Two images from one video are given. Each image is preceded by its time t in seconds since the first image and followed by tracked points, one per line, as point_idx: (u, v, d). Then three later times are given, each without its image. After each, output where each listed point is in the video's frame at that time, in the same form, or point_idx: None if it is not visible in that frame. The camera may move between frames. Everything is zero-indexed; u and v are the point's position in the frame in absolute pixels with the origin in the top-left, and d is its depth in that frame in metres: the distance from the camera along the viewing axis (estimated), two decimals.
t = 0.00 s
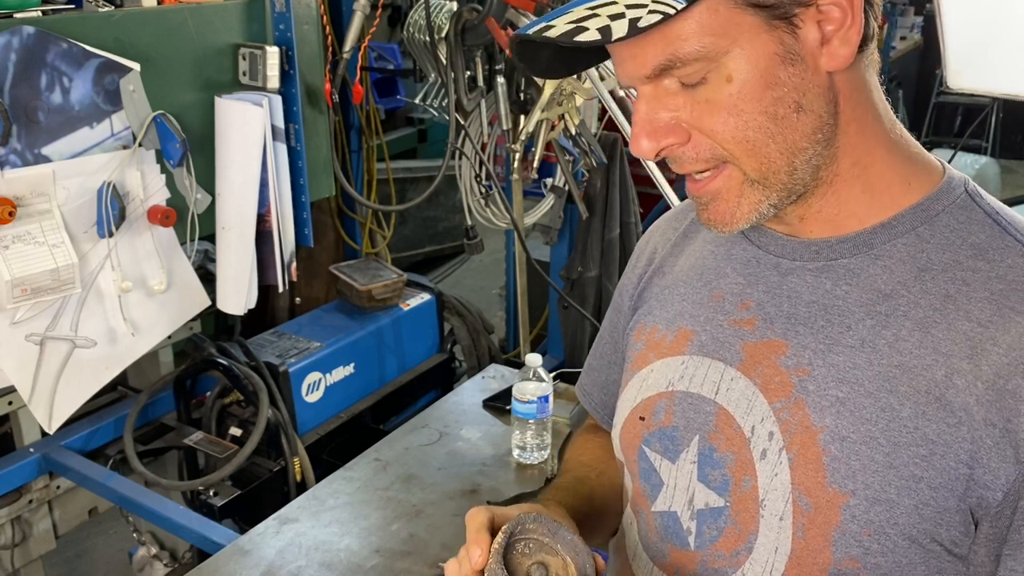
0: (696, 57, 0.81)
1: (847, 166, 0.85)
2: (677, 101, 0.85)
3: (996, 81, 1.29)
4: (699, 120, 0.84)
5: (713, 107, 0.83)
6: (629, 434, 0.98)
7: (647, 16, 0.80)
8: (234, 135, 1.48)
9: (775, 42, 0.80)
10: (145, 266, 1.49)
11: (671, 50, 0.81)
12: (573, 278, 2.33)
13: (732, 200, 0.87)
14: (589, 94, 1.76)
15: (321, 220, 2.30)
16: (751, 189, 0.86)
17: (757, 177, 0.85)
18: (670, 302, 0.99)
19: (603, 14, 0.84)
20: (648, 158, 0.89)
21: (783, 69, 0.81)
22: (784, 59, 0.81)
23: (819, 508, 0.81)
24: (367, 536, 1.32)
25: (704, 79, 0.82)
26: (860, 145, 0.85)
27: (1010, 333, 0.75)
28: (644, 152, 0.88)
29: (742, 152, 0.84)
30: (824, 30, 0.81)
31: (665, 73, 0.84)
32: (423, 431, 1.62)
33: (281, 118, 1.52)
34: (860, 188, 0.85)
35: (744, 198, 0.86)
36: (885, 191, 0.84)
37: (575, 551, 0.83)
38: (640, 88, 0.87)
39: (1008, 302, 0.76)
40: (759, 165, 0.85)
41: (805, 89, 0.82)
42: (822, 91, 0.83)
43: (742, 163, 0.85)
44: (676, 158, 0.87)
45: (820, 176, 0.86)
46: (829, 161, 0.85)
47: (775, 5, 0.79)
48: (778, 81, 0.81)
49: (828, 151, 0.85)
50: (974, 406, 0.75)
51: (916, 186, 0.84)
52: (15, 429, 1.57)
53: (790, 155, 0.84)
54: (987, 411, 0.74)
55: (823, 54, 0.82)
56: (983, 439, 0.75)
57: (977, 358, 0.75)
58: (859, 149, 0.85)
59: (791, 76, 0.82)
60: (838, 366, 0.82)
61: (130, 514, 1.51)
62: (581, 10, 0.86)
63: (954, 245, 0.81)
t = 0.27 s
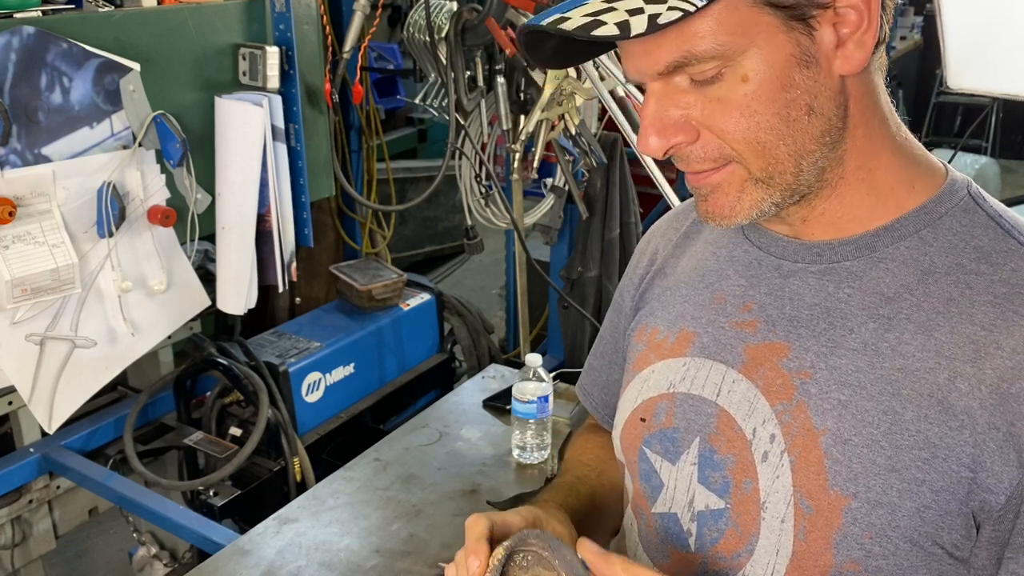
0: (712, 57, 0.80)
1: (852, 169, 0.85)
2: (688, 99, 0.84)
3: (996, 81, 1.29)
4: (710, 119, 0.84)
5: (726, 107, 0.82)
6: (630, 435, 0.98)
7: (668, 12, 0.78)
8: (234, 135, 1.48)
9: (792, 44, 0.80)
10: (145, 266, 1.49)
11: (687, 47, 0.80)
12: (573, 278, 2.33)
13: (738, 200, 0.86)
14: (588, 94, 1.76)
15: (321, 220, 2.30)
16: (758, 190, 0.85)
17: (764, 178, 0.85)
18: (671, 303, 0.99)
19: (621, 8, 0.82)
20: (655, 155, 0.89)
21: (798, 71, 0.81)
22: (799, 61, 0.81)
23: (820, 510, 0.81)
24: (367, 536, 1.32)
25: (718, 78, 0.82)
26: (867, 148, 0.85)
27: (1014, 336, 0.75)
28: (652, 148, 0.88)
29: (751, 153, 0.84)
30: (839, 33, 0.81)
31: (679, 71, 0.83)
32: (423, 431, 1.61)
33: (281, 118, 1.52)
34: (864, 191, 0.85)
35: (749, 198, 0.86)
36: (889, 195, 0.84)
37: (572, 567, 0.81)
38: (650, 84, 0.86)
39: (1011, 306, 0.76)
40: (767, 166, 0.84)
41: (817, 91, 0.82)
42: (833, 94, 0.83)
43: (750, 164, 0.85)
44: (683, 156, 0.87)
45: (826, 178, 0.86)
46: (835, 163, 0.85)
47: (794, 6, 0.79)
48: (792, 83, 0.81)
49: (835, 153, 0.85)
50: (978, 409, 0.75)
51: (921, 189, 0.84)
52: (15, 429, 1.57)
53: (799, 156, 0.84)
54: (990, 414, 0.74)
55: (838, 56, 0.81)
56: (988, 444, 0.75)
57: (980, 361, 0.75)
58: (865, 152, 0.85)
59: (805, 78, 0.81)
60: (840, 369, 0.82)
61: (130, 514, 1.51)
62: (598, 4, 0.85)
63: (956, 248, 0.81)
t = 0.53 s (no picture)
0: (727, 55, 0.79)
1: (856, 169, 0.85)
2: (700, 98, 0.83)
3: (996, 81, 1.29)
4: (721, 118, 0.82)
5: (738, 106, 0.81)
6: (631, 435, 0.98)
7: (689, 8, 0.77)
8: (234, 135, 1.48)
9: (806, 43, 0.79)
10: (145, 266, 1.49)
11: (702, 45, 0.79)
12: (573, 278, 2.33)
13: (744, 200, 0.85)
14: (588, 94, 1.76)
15: (321, 220, 2.30)
16: (766, 191, 0.84)
17: (772, 180, 0.84)
18: (672, 303, 0.99)
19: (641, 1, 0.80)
20: (664, 153, 0.87)
21: (811, 71, 0.80)
22: (813, 61, 0.80)
23: (822, 510, 0.81)
24: (367, 536, 1.32)
25: (732, 77, 0.80)
26: (871, 149, 0.85)
27: (1015, 335, 0.75)
28: (662, 147, 0.86)
29: (762, 154, 0.83)
30: (851, 33, 0.80)
31: (692, 68, 0.81)
32: (423, 430, 1.62)
33: (281, 118, 1.52)
34: (867, 192, 0.85)
35: (756, 199, 0.85)
36: (892, 196, 0.84)
37: None
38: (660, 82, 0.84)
39: (1012, 304, 0.76)
40: (777, 167, 0.83)
41: (829, 91, 0.81)
42: (843, 94, 0.82)
43: (760, 164, 0.83)
44: (692, 155, 0.85)
45: (830, 178, 0.85)
46: (840, 164, 0.85)
47: (809, 5, 0.78)
48: (806, 83, 0.80)
49: (840, 154, 0.84)
50: (980, 408, 0.75)
51: (922, 189, 0.84)
52: (16, 429, 1.57)
53: (807, 156, 0.83)
54: (992, 413, 0.74)
55: (850, 56, 0.81)
56: (990, 444, 0.75)
57: (982, 360, 0.75)
58: (869, 153, 0.85)
59: (817, 78, 0.80)
60: (842, 369, 0.82)
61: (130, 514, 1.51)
62: None
63: (957, 247, 0.81)
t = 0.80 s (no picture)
0: (736, 55, 0.78)
1: (859, 169, 0.85)
2: (707, 97, 0.82)
3: (996, 82, 1.30)
4: (728, 118, 0.82)
5: (746, 106, 0.81)
6: (632, 436, 0.98)
7: (699, 8, 0.76)
8: (234, 135, 1.48)
9: (814, 43, 0.79)
10: (145, 266, 1.49)
11: (710, 45, 0.78)
12: (573, 278, 2.33)
13: (748, 199, 0.85)
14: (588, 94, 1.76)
15: (321, 220, 2.30)
16: (770, 192, 0.85)
17: (777, 181, 0.84)
18: (672, 303, 0.99)
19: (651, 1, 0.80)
20: (670, 153, 0.87)
21: (818, 71, 0.80)
22: (820, 61, 0.80)
23: (826, 510, 0.81)
24: (368, 536, 1.32)
25: (739, 77, 0.80)
26: (874, 148, 0.85)
27: (1018, 336, 0.75)
28: (669, 147, 0.86)
29: (768, 154, 0.83)
30: (857, 32, 0.80)
31: (699, 69, 0.81)
32: (423, 431, 1.62)
33: (281, 118, 1.52)
34: (870, 192, 0.85)
35: (761, 200, 0.85)
36: (894, 196, 0.84)
37: None
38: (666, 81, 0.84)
39: (1014, 304, 0.76)
40: (782, 167, 0.83)
41: (835, 92, 0.81)
42: (847, 94, 0.82)
43: (765, 164, 0.83)
44: (698, 155, 0.85)
45: (833, 178, 0.85)
46: (843, 164, 0.85)
47: (818, 5, 0.77)
48: (813, 83, 0.80)
49: (843, 154, 0.84)
50: (983, 409, 0.75)
51: (924, 189, 0.84)
52: (15, 429, 1.57)
53: (811, 156, 0.83)
54: (995, 413, 0.75)
55: (856, 56, 0.81)
56: (995, 445, 0.75)
57: (985, 361, 0.76)
58: (872, 153, 0.85)
59: (824, 78, 0.80)
60: (845, 369, 0.82)
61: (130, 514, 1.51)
62: None
63: (960, 247, 0.81)
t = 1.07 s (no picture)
0: (752, 50, 0.78)
1: (865, 168, 0.85)
2: (721, 92, 0.82)
3: (996, 81, 1.33)
4: (741, 114, 0.82)
5: (759, 103, 0.81)
6: (633, 434, 0.98)
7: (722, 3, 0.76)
8: (234, 135, 1.48)
9: (828, 41, 0.79)
10: (145, 266, 1.49)
11: (727, 39, 0.78)
12: (573, 278, 2.33)
13: (755, 196, 0.85)
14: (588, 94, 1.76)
15: (321, 220, 2.30)
16: (779, 189, 0.84)
17: (786, 179, 0.84)
18: (673, 301, 0.99)
19: None
20: (681, 148, 0.87)
21: (832, 69, 0.80)
22: (834, 59, 0.80)
23: (829, 506, 0.81)
24: (368, 536, 1.32)
25: (754, 73, 0.80)
26: (879, 148, 0.85)
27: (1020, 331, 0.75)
28: (680, 141, 0.86)
29: (778, 151, 0.83)
30: (869, 32, 0.81)
31: (714, 63, 0.81)
32: (423, 431, 1.62)
33: (281, 118, 1.52)
34: (875, 192, 0.85)
35: (770, 197, 0.85)
36: (897, 195, 0.84)
37: None
38: (680, 75, 0.84)
39: (1016, 300, 0.76)
40: (791, 165, 0.83)
41: (846, 90, 0.81)
42: (858, 94, 0.82)
43: (775, 162, 0.83)
44: (709, 151, 0.85)
45: (840, 176, 0.85)
46: (850, 163, 0.85)
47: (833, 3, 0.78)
48: (826, 80, 0.80)
49: (851, 153, 0.84)
50: (986, 404, 0.75)
51: (927, 188, 0.84)
52: (15, 429, 1.57)
53: (820, 155, 0.83)
54: (998, 409, 0.74)
55: (867, 55, 0.81)
56: (999, 441, 0.74)
57: (988, 356, 0.76)
58: (879, 151, 0.85)
59: (837, 76, 0.80)
60: (846, 365, 0.82)
61: (130, 514, 1.51)
62: None
63: (961, 244, 0.81)
